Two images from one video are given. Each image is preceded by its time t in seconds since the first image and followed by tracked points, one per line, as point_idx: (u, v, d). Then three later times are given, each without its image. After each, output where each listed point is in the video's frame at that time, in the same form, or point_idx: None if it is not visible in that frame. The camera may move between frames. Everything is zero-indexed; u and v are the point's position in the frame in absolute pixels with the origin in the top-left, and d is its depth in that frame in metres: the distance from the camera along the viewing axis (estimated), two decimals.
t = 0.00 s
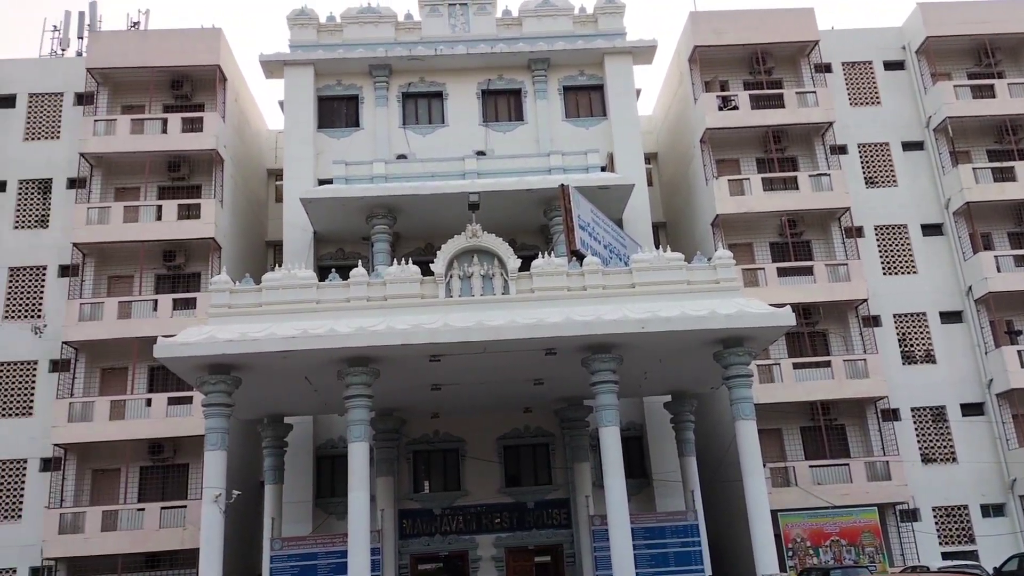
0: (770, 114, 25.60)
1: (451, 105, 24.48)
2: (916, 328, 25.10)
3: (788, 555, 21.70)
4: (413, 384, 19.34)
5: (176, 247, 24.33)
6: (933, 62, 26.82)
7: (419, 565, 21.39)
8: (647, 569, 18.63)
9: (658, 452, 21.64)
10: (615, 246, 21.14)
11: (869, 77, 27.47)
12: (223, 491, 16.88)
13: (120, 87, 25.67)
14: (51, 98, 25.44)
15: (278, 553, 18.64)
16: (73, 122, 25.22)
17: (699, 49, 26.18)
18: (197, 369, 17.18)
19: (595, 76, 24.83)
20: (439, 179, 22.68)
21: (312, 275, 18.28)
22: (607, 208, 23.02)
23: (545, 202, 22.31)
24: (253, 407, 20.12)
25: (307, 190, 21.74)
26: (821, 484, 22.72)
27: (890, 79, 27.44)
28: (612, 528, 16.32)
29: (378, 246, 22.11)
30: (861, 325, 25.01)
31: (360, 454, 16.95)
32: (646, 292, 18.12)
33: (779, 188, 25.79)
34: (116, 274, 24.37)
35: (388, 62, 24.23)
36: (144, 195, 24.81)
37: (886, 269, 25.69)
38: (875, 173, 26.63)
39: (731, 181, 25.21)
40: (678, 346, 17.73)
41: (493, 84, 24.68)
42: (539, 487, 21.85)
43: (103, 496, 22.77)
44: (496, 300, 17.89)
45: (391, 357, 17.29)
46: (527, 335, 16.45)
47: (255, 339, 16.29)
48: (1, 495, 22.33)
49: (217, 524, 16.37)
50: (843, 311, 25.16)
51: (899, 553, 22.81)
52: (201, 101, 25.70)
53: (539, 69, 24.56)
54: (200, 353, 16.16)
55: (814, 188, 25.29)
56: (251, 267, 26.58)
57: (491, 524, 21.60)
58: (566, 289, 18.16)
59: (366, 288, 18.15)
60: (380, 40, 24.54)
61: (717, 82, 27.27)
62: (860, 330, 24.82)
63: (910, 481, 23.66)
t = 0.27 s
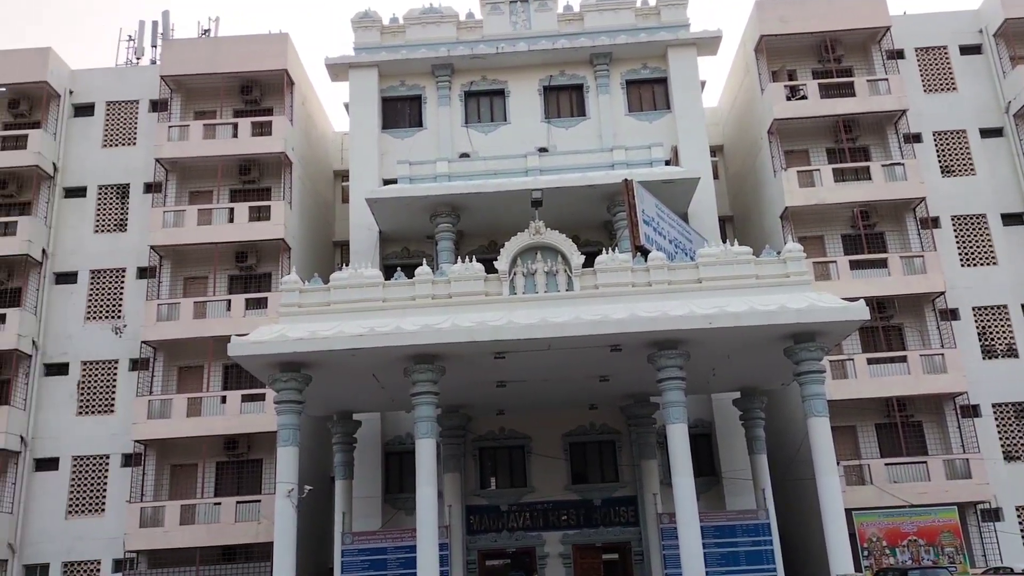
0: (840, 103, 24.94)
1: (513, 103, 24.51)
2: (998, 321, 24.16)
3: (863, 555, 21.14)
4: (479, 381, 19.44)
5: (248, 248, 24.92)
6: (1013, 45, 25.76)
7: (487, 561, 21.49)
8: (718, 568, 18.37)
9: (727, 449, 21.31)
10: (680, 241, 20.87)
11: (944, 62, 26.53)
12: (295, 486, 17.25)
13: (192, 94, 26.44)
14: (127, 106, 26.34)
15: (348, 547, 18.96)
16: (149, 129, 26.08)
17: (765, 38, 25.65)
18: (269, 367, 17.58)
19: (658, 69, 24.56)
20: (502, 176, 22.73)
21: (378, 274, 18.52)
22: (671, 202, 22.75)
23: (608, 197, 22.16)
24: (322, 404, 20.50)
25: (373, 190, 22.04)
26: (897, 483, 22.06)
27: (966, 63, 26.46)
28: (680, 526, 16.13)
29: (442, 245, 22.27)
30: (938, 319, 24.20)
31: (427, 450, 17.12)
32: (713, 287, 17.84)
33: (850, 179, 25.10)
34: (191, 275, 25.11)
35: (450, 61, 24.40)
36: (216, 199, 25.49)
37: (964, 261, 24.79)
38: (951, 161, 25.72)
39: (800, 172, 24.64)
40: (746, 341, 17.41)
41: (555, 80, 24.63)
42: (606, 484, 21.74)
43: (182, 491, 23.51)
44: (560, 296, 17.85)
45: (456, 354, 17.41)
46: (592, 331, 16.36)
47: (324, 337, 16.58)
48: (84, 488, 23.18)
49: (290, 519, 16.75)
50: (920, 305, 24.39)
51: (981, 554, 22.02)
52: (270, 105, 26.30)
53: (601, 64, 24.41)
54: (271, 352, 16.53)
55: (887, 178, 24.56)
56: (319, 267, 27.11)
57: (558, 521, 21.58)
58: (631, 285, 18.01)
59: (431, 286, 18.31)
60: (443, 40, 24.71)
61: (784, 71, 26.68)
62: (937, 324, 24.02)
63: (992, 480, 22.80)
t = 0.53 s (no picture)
0: (909, 88, 24.21)
1: (571, 96, 24.41)
2: None
3: (939, 553, 20.50)
4: (541, 376, 19.45)
5: (312, 247, 25.39)
6: None
7: (551, 556, 21.50)
8: (786, 565, 18.03)
9: (795, 444, 20.90)
10: (744, 233, 20.53)
11: (1020, 42, 25.51)
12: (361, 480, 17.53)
13: (257, 97, 27.01)
14: (195, 111, 27.05)
15: (414, 540, 19.19)
16: (216, 133, 26.75)
17: (829, 23, 25.02)
18: (334, 363, 17.87)
19: (719, 57, 24.18)
20: (562, 171, 22.67)
21: (439, 271, 18.66)
22: (734, 193, 22.39)
23: (669, 189, 21.90)
24: (387, 400, 20.77)
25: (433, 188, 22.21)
26: (974, 478, 21.34)
27: None
28: (748, 522, 15.88)
29: (502, 240, 22.36)
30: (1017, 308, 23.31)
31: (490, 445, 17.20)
32: (779, 279, 17.50)
33: (921, 165, 24.34)
34: (259, 275, 25.67)
35: (508, 57, 24.42)
36: (281, 199, 26.00)
37: None
38: None
39: (868, 160, 23.99)
40: (814, 334, 17.03)
41: (614, 72, 24.45)
42: (670, 479, 21.54)
43: (252, 484, 24.08)
44: (622, 291, 17.72)
45: (518, 350, 17.44)
46: (655, 325, 16.21)
47: (387, 334, 16.78)
48: (160, 481, 23.94)
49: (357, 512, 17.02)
50: (996, 294, 23.54)
51: None
52: (332, 106, 26.70)
53: (660, 54, 24.15)
54: (336, 348, 16.81)
55: (960, 163, 23.76)
56: (381, 264, 27.47)
57: (622, 516, 21.47)
58: (694, 278, 17.77)
59: (492, 282, 18.37)
60: (500, 36, 24.75)
61: (849, 56, 26.00)
62: (1015, 314, 23.14)
63: None
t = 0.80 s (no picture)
0: (987, 61, 23.28)
1: (634, 83, 24.16)
2: None
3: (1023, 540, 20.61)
4: (608, 366, 19.35)
5: (379, 242, 25.76)
6: None
7: (622, 546, 21.43)
8: (865, 555, 17.61)
9: (872, 432, 20.37)
10: (816, 216, 20.07)
11: None
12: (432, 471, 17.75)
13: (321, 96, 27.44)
14: (263, 112, 27.66)
15: (485, 531, 19.34)
16: (284, 132, 27.29)
17: None
18: (402, 356, 18.08)
19: (785, 37, 23.63)
20: (626, 158, 22.46)
21: (504, 262, 18.70)
22: (804, 176, 21.87)
23: (736, 174, 21.50)
24: (456, 392, 20.95)
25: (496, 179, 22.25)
26: None
27: None
28: (825, 511, 15.54)
29: (566, 231, 22.33)
30: None
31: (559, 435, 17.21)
32: (853, 263, 17.04)
33: (1000, 141, 23.38)
34: (328, 271, 26.13)
35: (568, 45, 24.28)
36: (348, 196, 26.40)
37: None
38: None
39: (944, 137, 23.15)
40: (891, 318, 16.54)
41: (677, 57, 24.10)
42: (743, 469, 21.22)
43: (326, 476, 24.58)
44: (690, 278, 17.49)
45: (585, 340, 17.39)
46: (725, 313, 15.96)
47: (454, 326, 16.91)
48: (239, 474, 24.62)
49: (429, 503, 17.20)
50: None
51: None
52: (395, 102, 26.98)
53: (724, 36, 23.72)
54: (405, 341, 17.01)
55: None
56: (447, 257, 27.68)
57: (695, 506, 21.25)
58: (764, 265, 17.43)
59: (557, 272, 18.34)
60: (560, 25, 24.63)
61: (922, 31, 25.11)
62: None
63: None
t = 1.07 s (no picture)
0: None
1: (706, 59, 23.71)
2: None
3: None
4: (684, 348, 19.15)
5: (451, 228, 25.99)
6: None
7: (702, 530, 21.26)
8: (956, 540, 17.05)
9: (962, 413, 19.67)
10: (899, 191, 19.41)
11: None
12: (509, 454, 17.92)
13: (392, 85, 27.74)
14: (336, 103, 28.13)
15: (563, 513, 19.43)
16: (356, 122, 27.70)
17: None
18: (477, 341, 18.23)
19: (864, 6, 22.83)
20: (698, 137, 22.08)
21: (576, 246, 18.66)
22: (886, 149, 21.14)
23: (814, 149, 20.92)
24: (530, 376, 21.05)
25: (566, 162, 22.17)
26: None
27: None
28: (913, 494, 15.10)
29: (638, 212, 22.15)
30: None
31: (635, 418, 17.13)
32: (940, 238, 16.42)
33: None
34: (402, 258, 26.50)
35: (638, 24, 23.96)
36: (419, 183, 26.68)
37: None
38: None
39: None
40: (982, 294, 15.90)
41: (750, 30, 23.52)
42: (826, 452, 20.75)
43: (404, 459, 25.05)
44: (767, 258, 17.14)
45: (659, 322, 17.25)
46: (804, 292, 15.59)
47: (527, 311, 16.97)
48: (321, 457, 25.30)
49: (506, 485, 17.37)
50: None
51: None
52: (464, 88, 27.10)
53: (799, 7, 23.06)
54: (479, 326, 17.15)
55: None
56: (518, 242, 27.76)
57: (775, 490, 20.92)
58: (845, 242, 16.95)
59: (629, 254, 18.23)
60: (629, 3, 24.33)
61: None
62: None
63: None
